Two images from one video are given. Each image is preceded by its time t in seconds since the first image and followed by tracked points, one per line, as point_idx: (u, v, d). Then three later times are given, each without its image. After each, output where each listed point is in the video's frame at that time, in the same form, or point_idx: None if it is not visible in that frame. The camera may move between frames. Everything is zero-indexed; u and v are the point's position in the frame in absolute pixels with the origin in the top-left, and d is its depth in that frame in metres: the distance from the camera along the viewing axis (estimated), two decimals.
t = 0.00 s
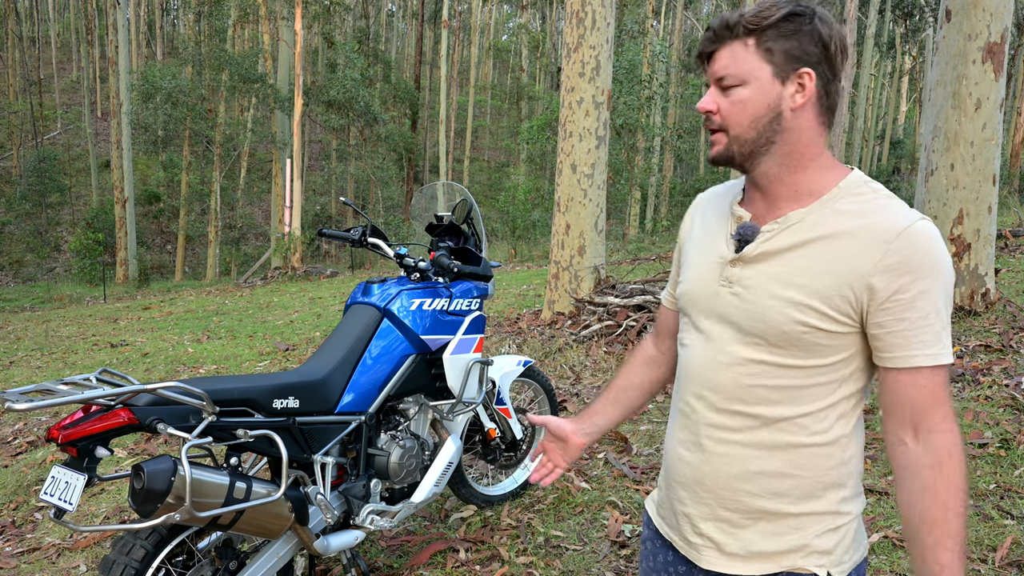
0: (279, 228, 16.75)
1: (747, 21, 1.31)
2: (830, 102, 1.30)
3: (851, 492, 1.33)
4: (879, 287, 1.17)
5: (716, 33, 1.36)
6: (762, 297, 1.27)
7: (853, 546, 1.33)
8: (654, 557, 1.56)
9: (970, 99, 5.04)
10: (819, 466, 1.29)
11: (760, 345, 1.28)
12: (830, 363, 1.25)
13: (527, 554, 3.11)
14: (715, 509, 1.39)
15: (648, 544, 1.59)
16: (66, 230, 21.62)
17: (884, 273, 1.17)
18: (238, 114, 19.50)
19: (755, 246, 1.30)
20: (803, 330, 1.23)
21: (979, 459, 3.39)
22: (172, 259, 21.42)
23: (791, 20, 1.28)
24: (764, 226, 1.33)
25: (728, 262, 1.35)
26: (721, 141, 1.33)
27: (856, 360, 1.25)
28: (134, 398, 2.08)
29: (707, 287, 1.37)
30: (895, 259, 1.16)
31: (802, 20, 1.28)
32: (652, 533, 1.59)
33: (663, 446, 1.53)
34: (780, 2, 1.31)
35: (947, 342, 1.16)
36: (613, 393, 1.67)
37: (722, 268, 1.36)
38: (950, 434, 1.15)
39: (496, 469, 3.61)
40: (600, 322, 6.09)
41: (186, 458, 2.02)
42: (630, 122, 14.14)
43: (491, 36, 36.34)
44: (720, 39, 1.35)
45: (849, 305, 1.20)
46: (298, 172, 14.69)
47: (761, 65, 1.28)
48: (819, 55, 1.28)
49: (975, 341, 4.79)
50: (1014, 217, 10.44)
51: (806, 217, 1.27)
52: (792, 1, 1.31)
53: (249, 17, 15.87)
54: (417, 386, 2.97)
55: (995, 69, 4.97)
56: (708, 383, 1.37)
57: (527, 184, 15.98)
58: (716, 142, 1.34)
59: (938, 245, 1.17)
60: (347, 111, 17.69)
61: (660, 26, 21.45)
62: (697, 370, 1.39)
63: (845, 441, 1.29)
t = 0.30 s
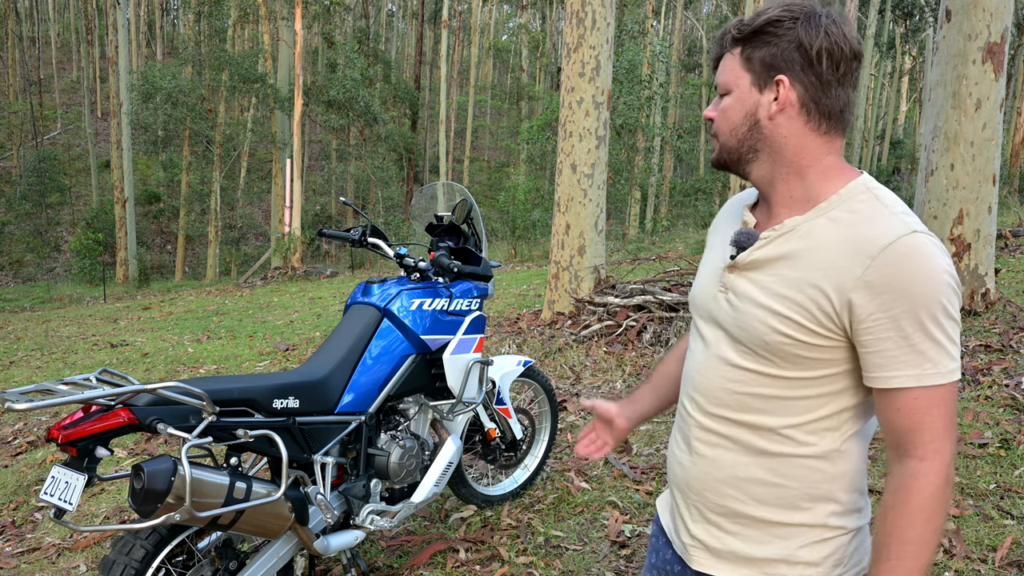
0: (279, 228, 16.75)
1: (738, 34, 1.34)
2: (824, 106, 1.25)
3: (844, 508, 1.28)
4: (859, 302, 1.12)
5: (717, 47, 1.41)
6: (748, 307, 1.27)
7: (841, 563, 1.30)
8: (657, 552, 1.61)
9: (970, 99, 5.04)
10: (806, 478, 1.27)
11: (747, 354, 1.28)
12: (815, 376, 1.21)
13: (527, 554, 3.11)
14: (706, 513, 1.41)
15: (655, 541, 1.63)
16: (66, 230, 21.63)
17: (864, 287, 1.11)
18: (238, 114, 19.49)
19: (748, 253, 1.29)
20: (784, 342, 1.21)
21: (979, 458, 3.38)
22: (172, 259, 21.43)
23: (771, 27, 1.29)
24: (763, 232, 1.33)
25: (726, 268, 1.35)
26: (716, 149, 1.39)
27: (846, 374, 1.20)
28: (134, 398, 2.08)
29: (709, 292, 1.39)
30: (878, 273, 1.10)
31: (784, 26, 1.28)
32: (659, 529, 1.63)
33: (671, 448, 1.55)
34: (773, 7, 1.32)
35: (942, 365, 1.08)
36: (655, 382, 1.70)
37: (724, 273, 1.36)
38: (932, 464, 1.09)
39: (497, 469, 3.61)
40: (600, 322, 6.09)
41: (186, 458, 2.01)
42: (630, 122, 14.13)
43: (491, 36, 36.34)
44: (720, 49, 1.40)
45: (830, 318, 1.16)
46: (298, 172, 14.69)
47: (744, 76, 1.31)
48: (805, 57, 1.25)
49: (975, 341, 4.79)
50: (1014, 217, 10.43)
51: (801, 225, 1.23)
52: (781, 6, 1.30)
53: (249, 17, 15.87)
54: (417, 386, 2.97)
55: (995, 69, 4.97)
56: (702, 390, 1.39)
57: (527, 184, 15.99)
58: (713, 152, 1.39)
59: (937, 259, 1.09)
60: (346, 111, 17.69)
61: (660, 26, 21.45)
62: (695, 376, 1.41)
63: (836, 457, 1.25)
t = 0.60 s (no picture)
0: (279, 228, 16.74)
1: (737, 40, 1.36)
2: (828, 106, 1.23)
3: (836, 511, 1.29)
4: (849, 310, 1.11)
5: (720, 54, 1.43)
6: (745, 306, 1.27)
7: (830, 565, 1.31)
8: (657, 545, 1.63)
9: (970, 99, 5.04)
10: (797, 480, 1.27)
11: (744, 354, 1.29)
12: (807, 380, 1.21)
13: (527, 554, 3.11)
14: (700, 510, 1.42)
15: (657, 533, 1.64)
16: (66, 230, 21.63)
17: (856, 295, 1.11)
18: (238, 114, 19.49)
19: (751, 252, 1.29)
20: (777, 343, 1.21)
21: (979, 459, 3.38)
22: (172, 259, 21.42)
23: (768, 32, 1.29)
24: (770, 232, 1.32)
25: (731, 266, 1.35)
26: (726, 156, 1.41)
27: (839, 381, 1.19)
28: (134, 398, 2.08)
29: (714, 288, 1.40)
30: (874, 281, 1.09)
31: (779, 30, 1.28)
32: (660, 519, 1.65)
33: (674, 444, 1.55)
34: (771, 10, 1.31)
35: (937, 380, 1.08)
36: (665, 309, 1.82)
37: (729, 271, 1.37)
38: (916, 480, 1.10)
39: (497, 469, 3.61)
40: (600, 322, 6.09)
41: (186, 458, 2.01)
42: (630, 122, 14.13)
43: (491, 36, 36.33)
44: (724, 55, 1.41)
45: (824, 323, 1.15)
46: (298, 172, 14.69)
47: (743, 83, 1.32)
48: (801, 59, 1.24)
49: (975, 341, 4.78)
50: (1014, 217, 10.43)
51: (805, 227, 1.22)
52: (777, 9, 1.30)
53: (249, 17, 15.87)
54: (417, 386, 2.97)
55: (995, 69, 4.97)
56: (700, 387, 1.40)
57: (527, 184, 15.99)
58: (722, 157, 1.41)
59: (937, 269, 1.07)
60: (346, 111, 17.69)
61: (660, 26, 21.45)
62: (695, 373, 1.42)
63: (829, 462, 1.25)
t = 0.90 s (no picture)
0: (279, 228, 16.74)
1: (746, 39, 1.36)
2: (838, 108, 1.23)
3: (838, 513, 1.29)
4: (852, 317, 1.11)
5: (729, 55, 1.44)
6: (749, 308, 1.27)
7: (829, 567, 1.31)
8: (660, 545, 1.62)
9: (970, 99, 5.04)
10: (801, 481, 1.27)
11: (747, 355, 1.29)
12: (810, 382, 1.21)
13: (527, 554, 3.11)
14: (700, 509, 1.42)
15: (658, 531, 1.65)
16: (66, 230, 21.64)
17: (859, 301, 1.11)
18: (238, 114, 19.49)
19: (758, 252, 1.28)
20: (781, 346, 1.21)
21: (979, 458, 3.38)
22: (172, 259, 21.43)
23: (778, 31, 1.29)
24: (776, 233, 1.33)
25: (737, 265, 1.35)
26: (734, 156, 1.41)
27: (843, 385, 1.20)
28: (134, 399, 2.08)
29: (719, 287, 1.40)
30: (879, 287, 1.09)
31: (790, 29, 1.27)
32: (662, 516, 1.65)
33: (674, 442, 1.55)
34: (782, 8, 1.31)
35: (941, 388, 1.08)
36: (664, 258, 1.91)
37: (734, 270, 1.37)
38: (915, 487, 1.10)
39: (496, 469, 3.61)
40: (600, 322, 6.08)
41: (186, 458, 2.01)
42: (630, 122, 14.13)
43: (491, 35, 36.34)
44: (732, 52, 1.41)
45: (827, 327, 1.15)
46: (298, 172, 14.69)
47: (753, 81, 1.32)
48: (813, 56, 1.23)
49: (975, 341, 4.78)
50: (1014, 217, 10.43)
51: (813, 229, 1.22)
52: (787, 9, 1.29)
53: (249, 17, 15.87)
54: (417, 386, 2.97)
55: (995, 69, 4.97)
56: (702, 388, 1.40)
57: (527, 184, 16.00)
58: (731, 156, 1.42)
59: (944, 277, 1.07)
60: (346, 111, 17.70)
61: (660, 26, 21.44)
62: (697, 374, 1.42)
63: (830, 464, 1.25)
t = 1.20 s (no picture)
0: (279, 228, 16.73)
1: (808, 21, 1.23)
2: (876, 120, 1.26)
3: (848, 515, 1.28)
4: (867, 314, 1.11)
5: (774, 32, 1.27)
6: (757, 311, 1.27)
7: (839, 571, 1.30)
8: (660, 552, 1.62)
9: (970, 99, 5.04)
10: (810, 485, 1.27)
11: (755, 358, 1.28)
12: (819, 383, 1.21)
13: (527, 554, 3.11)
14: (706, 515, 1.42)
15: (658, 537, 1.65)
16: (66, 230, 21.64)
17: (875, 299, 1.11)
18: (238, 114, 19.48)
19: (762, 254, 1.29)
20: (792, 347, 1.21)
21: (979, 458, 3.39)
22: (172, 259, 21.43)
23: (851, 24, 1.21)
24: (780, 235, 1.32)
25: (740, 268, 1.35)
26: (781, 146, 1.24)
27: (855, 385, 1.19)
28: (134, 399, 2.08)
29: (720, 291, 1.40)
30: (892, 284, 1.09)
31: (869, 26, 1.21)
32: (662, 521, 1.65)
33: (676, 447, 1.55)
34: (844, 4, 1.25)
35: (953, 384, 1.08)
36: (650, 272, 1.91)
37: (734, 273, 1.37)
38: (929, 482, 1.10)
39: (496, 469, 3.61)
40: (600, 321, 6.08)
41: (186, 459, 2.01)
42: (630, 123, 14.13)
43: (491, 36, 36.34)
44: (791, 31, 1.25)
45: (839, 327, 1.15)
46: (298, 172, 14.69)
47: (835, 67, 1.21)
48: (880, 68, 1.23)
49: (975, 341, 4.78)
50: (1014, 217, 10.42)
51: (819, 230, 1.22)
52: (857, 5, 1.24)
53: (249, 17, 15.87)
54: (417, 386, 2.97)
55: (995, 69, 4.96)
56: (708, 391, 1.40)
57: (527, 184, 16.01)
58: (772, 148, 1.24)
59: (954, 274, 1.07)
60: (346, 111, 17.70)
61: (660, 26, 21.43)
62: (702, 378, 1.42)
63: (840, 467, 1.25)
